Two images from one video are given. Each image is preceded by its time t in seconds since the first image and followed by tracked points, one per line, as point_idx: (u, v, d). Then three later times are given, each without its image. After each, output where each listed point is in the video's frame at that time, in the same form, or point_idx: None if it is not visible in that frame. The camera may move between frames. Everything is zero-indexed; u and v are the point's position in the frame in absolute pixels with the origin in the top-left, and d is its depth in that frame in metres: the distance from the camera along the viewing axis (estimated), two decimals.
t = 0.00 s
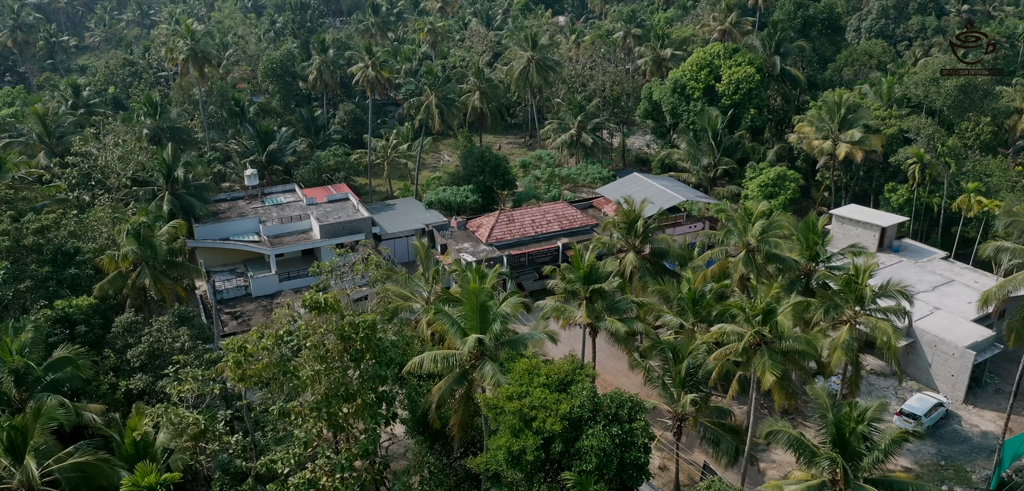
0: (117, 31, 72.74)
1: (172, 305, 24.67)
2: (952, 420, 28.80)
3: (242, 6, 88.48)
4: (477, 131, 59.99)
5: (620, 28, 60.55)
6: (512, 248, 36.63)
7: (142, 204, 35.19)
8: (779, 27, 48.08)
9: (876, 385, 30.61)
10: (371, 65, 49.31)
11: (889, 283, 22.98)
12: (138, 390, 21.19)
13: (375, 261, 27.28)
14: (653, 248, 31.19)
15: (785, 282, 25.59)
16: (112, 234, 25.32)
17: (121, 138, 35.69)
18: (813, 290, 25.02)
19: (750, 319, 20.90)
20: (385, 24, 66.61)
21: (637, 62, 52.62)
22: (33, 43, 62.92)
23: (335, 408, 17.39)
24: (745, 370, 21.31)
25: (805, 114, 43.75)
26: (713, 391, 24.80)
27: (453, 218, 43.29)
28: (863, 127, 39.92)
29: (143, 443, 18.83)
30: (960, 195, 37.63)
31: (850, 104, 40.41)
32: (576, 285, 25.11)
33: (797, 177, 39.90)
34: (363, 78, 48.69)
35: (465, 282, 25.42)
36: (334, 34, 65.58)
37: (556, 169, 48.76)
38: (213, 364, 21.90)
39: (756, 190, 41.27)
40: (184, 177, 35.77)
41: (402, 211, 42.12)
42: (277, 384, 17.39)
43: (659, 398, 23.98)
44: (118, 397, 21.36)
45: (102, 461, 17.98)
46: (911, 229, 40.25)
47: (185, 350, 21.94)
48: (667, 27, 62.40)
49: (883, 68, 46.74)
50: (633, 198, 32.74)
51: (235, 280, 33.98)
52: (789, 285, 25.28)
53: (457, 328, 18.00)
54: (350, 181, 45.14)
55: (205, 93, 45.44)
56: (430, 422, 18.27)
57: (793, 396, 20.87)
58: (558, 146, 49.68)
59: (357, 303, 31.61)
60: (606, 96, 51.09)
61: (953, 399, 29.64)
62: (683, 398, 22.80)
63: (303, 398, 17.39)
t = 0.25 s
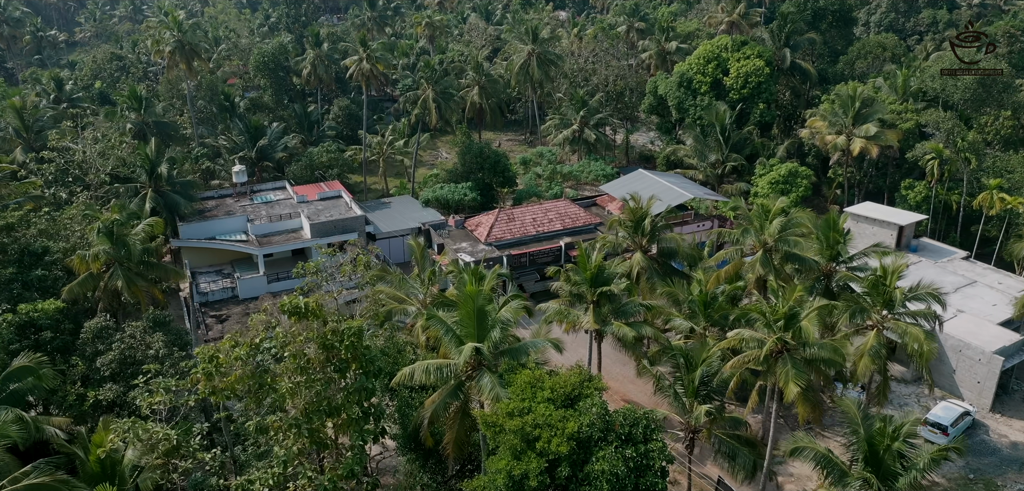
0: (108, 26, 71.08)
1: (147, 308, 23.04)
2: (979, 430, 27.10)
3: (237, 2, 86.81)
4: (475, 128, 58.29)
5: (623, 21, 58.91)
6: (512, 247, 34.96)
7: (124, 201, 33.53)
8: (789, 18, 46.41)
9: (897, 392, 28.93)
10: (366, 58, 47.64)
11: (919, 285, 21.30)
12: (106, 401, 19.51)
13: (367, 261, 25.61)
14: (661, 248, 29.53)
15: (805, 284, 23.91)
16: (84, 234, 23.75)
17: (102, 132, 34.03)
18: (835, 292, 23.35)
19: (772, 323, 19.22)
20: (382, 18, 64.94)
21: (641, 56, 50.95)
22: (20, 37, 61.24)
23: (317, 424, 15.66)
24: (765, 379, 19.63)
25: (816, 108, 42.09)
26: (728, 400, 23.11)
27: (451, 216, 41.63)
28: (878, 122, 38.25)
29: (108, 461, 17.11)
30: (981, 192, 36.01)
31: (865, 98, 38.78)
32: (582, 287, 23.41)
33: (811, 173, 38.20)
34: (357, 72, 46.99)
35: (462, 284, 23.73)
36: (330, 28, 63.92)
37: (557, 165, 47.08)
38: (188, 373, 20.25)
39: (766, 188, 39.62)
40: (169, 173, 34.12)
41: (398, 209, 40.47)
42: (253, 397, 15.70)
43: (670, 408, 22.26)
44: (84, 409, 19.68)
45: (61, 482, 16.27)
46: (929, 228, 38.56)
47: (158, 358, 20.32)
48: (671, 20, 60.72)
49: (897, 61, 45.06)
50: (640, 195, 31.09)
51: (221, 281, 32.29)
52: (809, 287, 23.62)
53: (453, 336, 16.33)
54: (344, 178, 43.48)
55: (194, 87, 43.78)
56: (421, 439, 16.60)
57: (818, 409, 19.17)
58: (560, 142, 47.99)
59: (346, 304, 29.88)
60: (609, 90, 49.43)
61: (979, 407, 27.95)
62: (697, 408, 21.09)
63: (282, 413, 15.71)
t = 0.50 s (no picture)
0: (99, 21, 69.49)
1: (120, 313, 21.52)
2: (1008, 439, 25.52)
3: None
4: (475, 124, 56.69)
5: (625, 15, 57.31)
6: (513, 247, 33.43)
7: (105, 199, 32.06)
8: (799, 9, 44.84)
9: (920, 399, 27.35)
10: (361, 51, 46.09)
11: (951, 286, 19.75)
12: (71, 414, 17.91)
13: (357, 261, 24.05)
14: (669, 247, 27.97)
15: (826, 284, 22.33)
16: (54, 235, 22.30)
17: (82, 127, 32.51)
18: (858, 293, 21.79)
19: (794, 329, 17.69)
20: (379, 12, 63.35)
21: (645, 50, 49.37)
22: (8, 32, 59.73)
23: (295, 443, 14.06)
24: (788, 389, 18.06)
25: (828, 102, 40.53)
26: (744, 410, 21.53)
27: (449, 214, 40.06)
28: (893, 115, 36.70)
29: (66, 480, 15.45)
30: (1002, 188, 34.47)
31: (879, 90, 37.22)
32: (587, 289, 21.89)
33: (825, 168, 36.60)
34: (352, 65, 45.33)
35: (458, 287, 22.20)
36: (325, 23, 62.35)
37: (559, 162, 45.50)
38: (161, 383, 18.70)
39: (776, 184, 38.05)
40: (153, 170, 32.68)
41: (393, 208, 38.92)
42: (225, 413, 14.13)
43: (682, 419, 20.74)
44: (47, 422, 18.07)
45: None
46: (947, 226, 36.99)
47: (128, 367, 18.80)
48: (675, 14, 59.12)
49: (911, 53, 43.47)
50: (646, 192, 29.55)
51: (207, 283, 30.74)
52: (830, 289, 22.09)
53: (447, 345, 14.78)
54: (338, 175, 41.92)
55: (182, 81, 42.23)
56: (413, 460, 15.08)
57: (845, 421, 17.59)
58: (562, 138, 46.40)
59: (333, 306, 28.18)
60: (612, 84, 47.85)
61: (1007, 415, 26.36)
62: (712, 420, 19.53)
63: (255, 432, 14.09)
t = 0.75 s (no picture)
0: (88, 16, 67.75)
1: (86, 319, 19.93)
2: None
3: None
4: (473, 121, 55.09)
5: (628, 9, 55.71)
6: (511, 248, 31.85)
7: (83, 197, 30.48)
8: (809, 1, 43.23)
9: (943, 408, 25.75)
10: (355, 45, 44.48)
11: (987, 290, 18.20)
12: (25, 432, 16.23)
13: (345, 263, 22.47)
14: (677, 248, 26.40)
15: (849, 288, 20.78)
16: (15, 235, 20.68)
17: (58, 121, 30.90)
18: (884, 297, 20.22)
19: (821, 338, 16.14)
20: (374, 6, 61.65)
21: (649, 43, 47.74)
22: None
23: (265, 469, 12.46)
24: (812, 404, 16.49)
25: (840, 96, 38.94)
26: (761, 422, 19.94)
27: (445, 213, 38.46)
28: (909, 109, 35.14)
29: None
30: None
31: (895, 84, 35.66)
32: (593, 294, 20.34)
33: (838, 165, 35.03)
34: (345, 59, 43.77)
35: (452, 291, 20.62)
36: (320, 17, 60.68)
37: (560, 159, 43.88)
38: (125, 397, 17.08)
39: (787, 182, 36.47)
40: (134, 167, 31.12)
41: (387, 206, 37.34)
42: (184, 436, 12.46)
43: (694, 434, 19.18)
44: None
45: None
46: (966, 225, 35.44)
47: (89, 380, 17.18)
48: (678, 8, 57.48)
49: (925, 46, 41.88)
50: (653, 189, 27.98)
51: (189, 285, 29.10)
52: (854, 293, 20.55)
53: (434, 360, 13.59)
54: (330, 173, 40.32)
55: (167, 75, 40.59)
56: (396, 486, 13.82)
57: (878, 440, 15.98)
58: (563, 135, 44.79)
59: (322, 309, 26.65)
60: (615, 79, 46.24)
61: None
62: (728, 436, 17.96)
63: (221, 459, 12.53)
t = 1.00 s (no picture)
0: (76, 11, 66.10)
1: (47, 326, 18.43)
2: None
3: None
4: (471, 118, 53.60)
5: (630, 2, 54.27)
6: (510, 248, 30.37)
7: (59, 195, 29.01)
8: None
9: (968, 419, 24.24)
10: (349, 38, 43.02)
11: None
12: None
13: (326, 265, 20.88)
14: (687, 248, 25.02)
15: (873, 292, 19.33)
16: None
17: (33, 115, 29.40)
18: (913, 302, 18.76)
19: (850, 349, 14.77)
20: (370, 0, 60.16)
21: (652, 37, 46.32)
22: None
23: None
24: (841, 421, 15.00)
25: (852, 91, 37.50)
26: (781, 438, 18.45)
27: (441, 212, 37.00)
28: (925, 104, 33.75)
29: None
30: None
31: (910, 77, 34.25)
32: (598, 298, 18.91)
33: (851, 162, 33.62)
34: (339, 53, 42.31)
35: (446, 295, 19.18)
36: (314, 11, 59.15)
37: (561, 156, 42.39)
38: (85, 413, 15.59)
39: (798, 179, 35.05)
40: (113, 163, 29.67)
41: (382, 205, 35.89)
42: (134, 466, 10.95)
43: (708, 450, 17.75)
44: None
45: None
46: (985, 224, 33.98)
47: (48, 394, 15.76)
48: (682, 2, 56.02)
49: (939, 39, 40.46)
50: (660, 186, 26.51)
51: (170, 288, 27.51)
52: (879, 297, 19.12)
53: (421, 377, 12.50)
54: (323, 170, 38.86)
55: (153, 68, 39.08)
56: None
57: (914, 460, 14.50)
58: (563, 131, 43.28)
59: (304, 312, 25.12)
60: (618, 74, 44.78)
61: None
62: (746, 453, 16.50)
63: None
